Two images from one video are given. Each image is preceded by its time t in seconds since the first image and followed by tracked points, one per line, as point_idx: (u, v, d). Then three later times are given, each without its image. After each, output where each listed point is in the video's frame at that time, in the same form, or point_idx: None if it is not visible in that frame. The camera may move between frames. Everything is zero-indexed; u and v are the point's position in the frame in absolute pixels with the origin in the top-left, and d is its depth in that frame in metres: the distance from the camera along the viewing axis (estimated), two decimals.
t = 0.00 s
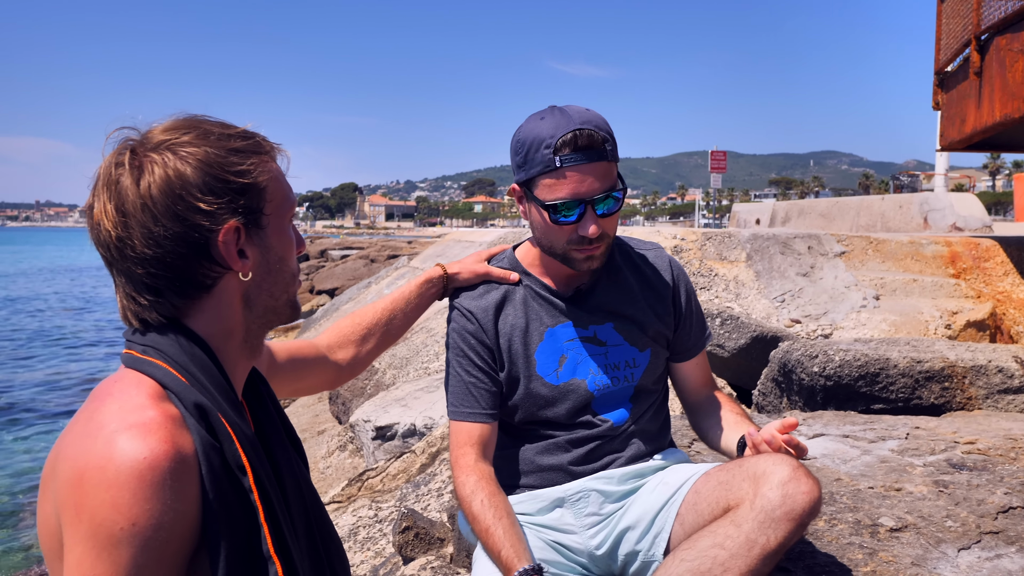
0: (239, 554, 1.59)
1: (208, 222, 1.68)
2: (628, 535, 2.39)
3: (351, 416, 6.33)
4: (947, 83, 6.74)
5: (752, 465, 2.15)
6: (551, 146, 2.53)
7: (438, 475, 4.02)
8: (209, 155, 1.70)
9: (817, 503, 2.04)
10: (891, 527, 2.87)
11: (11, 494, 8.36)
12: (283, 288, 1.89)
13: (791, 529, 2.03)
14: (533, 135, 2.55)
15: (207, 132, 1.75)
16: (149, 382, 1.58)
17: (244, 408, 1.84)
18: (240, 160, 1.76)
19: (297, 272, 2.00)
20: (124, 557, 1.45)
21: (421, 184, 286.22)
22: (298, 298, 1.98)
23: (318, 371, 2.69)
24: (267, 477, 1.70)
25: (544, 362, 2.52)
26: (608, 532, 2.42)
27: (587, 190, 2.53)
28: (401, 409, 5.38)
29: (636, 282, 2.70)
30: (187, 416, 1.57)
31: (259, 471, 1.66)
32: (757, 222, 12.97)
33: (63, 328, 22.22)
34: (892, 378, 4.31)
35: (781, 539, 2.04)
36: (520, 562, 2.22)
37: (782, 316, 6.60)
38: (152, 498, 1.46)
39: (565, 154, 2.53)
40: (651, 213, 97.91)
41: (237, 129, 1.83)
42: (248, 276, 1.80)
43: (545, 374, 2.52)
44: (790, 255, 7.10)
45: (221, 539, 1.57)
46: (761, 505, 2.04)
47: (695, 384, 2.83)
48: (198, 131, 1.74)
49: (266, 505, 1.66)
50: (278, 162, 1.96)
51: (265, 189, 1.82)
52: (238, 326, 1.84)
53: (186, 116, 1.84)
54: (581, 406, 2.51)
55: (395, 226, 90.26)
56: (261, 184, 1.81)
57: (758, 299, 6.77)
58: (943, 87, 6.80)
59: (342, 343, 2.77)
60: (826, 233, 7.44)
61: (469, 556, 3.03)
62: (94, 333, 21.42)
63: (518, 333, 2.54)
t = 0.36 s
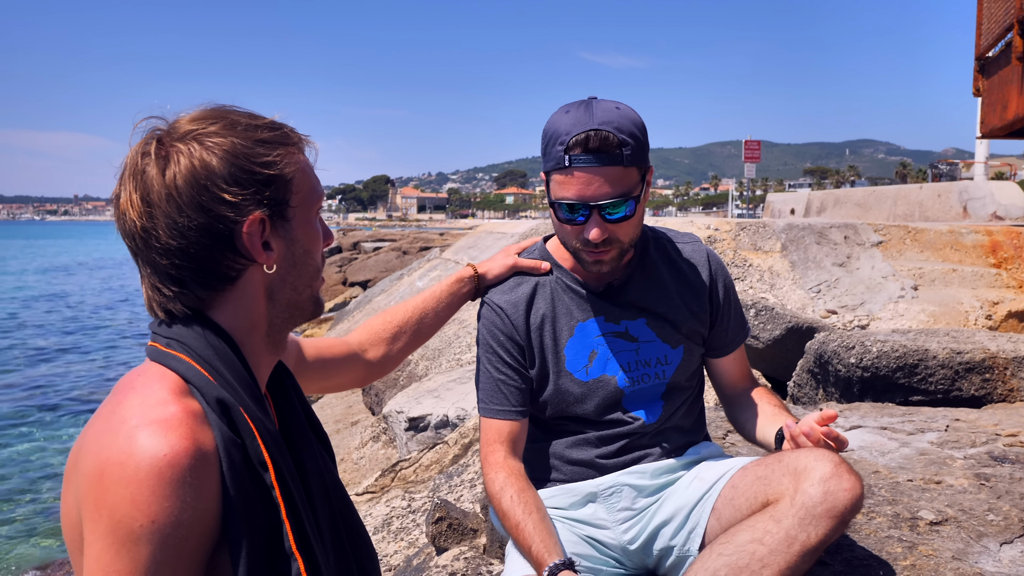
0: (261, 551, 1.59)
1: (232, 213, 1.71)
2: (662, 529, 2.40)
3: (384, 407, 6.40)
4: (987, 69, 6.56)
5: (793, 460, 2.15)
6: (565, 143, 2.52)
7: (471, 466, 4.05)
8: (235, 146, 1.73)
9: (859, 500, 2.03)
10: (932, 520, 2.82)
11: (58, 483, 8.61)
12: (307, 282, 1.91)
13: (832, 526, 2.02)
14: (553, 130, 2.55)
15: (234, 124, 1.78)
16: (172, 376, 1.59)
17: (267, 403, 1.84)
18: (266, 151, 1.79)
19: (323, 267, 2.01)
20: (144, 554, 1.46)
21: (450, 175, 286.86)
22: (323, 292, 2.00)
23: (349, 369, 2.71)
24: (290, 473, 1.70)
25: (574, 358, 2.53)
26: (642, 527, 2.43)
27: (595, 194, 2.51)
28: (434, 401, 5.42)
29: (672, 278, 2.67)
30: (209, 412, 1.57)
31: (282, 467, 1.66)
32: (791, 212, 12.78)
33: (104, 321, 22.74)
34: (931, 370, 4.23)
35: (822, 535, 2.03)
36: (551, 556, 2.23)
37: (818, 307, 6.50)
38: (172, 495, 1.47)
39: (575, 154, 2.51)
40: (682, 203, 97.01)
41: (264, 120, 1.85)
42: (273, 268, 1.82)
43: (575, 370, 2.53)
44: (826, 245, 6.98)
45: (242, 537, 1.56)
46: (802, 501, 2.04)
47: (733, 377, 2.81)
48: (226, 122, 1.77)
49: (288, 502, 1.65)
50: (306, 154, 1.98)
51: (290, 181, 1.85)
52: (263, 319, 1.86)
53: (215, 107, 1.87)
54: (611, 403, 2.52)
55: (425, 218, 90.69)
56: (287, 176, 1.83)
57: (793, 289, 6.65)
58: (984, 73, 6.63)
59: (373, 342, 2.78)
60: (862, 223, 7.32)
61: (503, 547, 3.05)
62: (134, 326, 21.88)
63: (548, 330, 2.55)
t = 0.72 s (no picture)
0: (267, 545, 1.60)
1: (241, 203, 1.71)
2: (686, 520, 2.39)
3: (406, 396, 6.43)
4: (1017, 51, 6.41)
5: (818, 449, 2.14)
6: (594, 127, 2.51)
7: (493, 455, 4.06)
8: (244, 135, 1.73)
9: (884, 490, 2.01)
10: (960, 510, 2.78)
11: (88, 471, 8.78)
12: (319, 273, 1.91)
13: (858, 515, 2.00)
14: (587, 112, 2.55)
15: (245, 112, 1.78)
16: (180, 368, 1.60)
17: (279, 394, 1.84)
18: (276, 140, 1.78)
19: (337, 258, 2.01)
20: (148, 547, 1.46)
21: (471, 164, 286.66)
22: (336, 283, 1.99)
23: (371, 360, 2.71)
24: (300, 465, 1.71)
25: (601, 346, 2.52)
26: (666, 517, 2.41)
27: (618, 181, 2.50)
28: (456, 389, 5.43)
29: (700, 267, 2.65)
30: (215, 403, 1.57)
31: (289, 460, 1.66)
32: (815, 199, 12.62)
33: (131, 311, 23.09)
34: (959, 358, 4.16)
35: (847, 525, 2.00)
36: (576, 548, 2.22)
37: (843, 295, 6.41)
38: (176, 488, 1.47)
39: (603, 139, 2.50)
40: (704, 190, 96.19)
41: (275, 109, 1.85)
42: (284, 259, 1.82)
43: (602, 359, 2.51)
44: (850, 232, 6.88)
45: (247, 530, 1.57)
46: (826, 491, 2.02)
47: (761, 365, 2.79)
48: (237, 111, 1.77)
49: (295, 495, 1.65)
50: (319, 144, 1.98)
51: (301, 170, 1.85)
52: (274, 310, 1.86)
53: (227, 95, 1.88)
54: (638, 393, 2.50)
55: (445, 207, 90.80)
56: (297, 165, 1.83)
57: (817, 277, 6.56)
58: (1013, 56, 6.47)
59: (396, 332, 2.78)
60: (888, 209, 7.23)
61: (525, 536, 3.04)
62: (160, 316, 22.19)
63: (575, 319, 2.54)
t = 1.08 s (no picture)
0: (283, 541, 1.60)
1: (249, 193, 1.71)
2: (697, 515, 2.38)
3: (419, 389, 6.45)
4: None
5: (830, 444, 2.12)
6: (603, 101, 2.60)
7: (504, 449, 4.06)
8: (254, 127, 1.73)
9: (898, 486, 2.00)
10: (975, 505, 2.76)
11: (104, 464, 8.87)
12: (338, 264, 1.89)
13: (871, 511, 1.99)
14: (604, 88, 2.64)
15: (256, 106, 1.79)
16: (199, 364, 1.61)
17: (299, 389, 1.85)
18: (285, 130, 1.78)
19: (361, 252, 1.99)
20: (165, 542, 1.47)
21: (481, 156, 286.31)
22: (360, 277, 1.97)
23: (384, 364, 2.70)
24: (318, 461, 1.71)
25: (617, 347, 2.50)
26: (677, 513, 2.41)
27: (618, 157, 2.56)
28: (468, 383, 5.44)
29: (716, 264, 2.64)
30: (233, 399, 1.58)
31: (307, 455, 1.67)
32: (829, 190, 12.55)
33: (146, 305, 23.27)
34: (974, 351, 4.13)
35: (860, 520, 1.99)
36: (587, 545, 2.22)
37: (857, 287, 6.36)
38: (193, 484, 1.48)
39: (608, 111, 2.59)
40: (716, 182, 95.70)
41: (289, 102, 1.85)
42: (298, 251, 1.82)
43: (617, 359, 2.50)
44: (864, 224, 6.83)
45: (264, 526, 1.58)
46: (839, 486, 2.01)
47: (774, 363, 2.79)
48: (248, 105, 1.78)
49: (314, 491, 1.66)
50: (337, 136, 1.96)
51: (314, 161, 1.84)
52: (293, 303, 1.86)
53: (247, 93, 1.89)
54: (653, 392, 2.50)
55: (456, 200, 90.83)
56: (308, 155, 1.82)
57: (831, 269, 6.48)
58: None
59: (407, 337, 2.78)
60: (901, 201, 7.20)
61: (536, 531, 3.05)
62: (174, 309, 22.36)
63: (589, 317, 2.53)
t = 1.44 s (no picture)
0: (310, 535, 1.61)
1: (280, 192, 1.73)
2: (702, 512, 2.39)
3: (424, 388, 6.46)
4: None
5: (833, 442, 2.13)
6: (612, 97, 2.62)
7: (510, 447, 4.07)
8: (280, 127, 1.75)
9: (900, 483, 2.01)
10: (981, 504, 2.76)
11: (113, 463, 8.94)
12: (357, 263, 1.92)
13: (874, 509, 1.99)
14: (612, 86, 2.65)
15: (278, 106, 1.80)
16: (223, 361, 1.63)
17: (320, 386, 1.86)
18: (309, 130, 1.80)
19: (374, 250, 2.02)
20: (194, 537, 1.49)
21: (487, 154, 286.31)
22: (373, 274, 2.01)
23: (409, 343, 2.71)
24: (340, 456, 1.72)
25: (625, 332, 2.52)
26: (682, 510, 2.41)
27: (626, 152, 2.58)
28: (474, 382, 5.46)
29: (729, 260, 2.65)
30: (257, 395, 1.59)
31: (330, 450, 1.68)
32: (836, 187, 12.51)
33: (154, 304, 23.40)
34: (981, 348, 4.12)
35: (864, 518, 2.00)
36: (593, 539, 2.23)
37: (863, 285, 6.34)
38: (220, 479, 1.49)
39: (614, 109, 2.61)
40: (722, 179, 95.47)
41: (307, 102, 1.87)
42: (322, 248, 1.84)
43: (625, 345, 2.52)
44: (871, 221, 6.81)
45: (290, 520, 1.59)
46: (842, 484, 2.01)
47: (786, 364, 2.79)
48: (270, 105, 1.80)
49: (337, 486, 1.67)
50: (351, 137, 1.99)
51: (336, 161, 1.86)
52: (314, 301, 1.87)
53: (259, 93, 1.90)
54: (659, 381, 2.51)
55: (462, 198, 90.86)
56: (331, 155, 1.85)
57: (837, 267, 6.46)
58: None
59: (433, 314, 2.78)
60: (908, 198, 7.19)
61: (541, 530, 3.06)
62: (182, 308, 22.46)
63: (599, 302, 2.56)
